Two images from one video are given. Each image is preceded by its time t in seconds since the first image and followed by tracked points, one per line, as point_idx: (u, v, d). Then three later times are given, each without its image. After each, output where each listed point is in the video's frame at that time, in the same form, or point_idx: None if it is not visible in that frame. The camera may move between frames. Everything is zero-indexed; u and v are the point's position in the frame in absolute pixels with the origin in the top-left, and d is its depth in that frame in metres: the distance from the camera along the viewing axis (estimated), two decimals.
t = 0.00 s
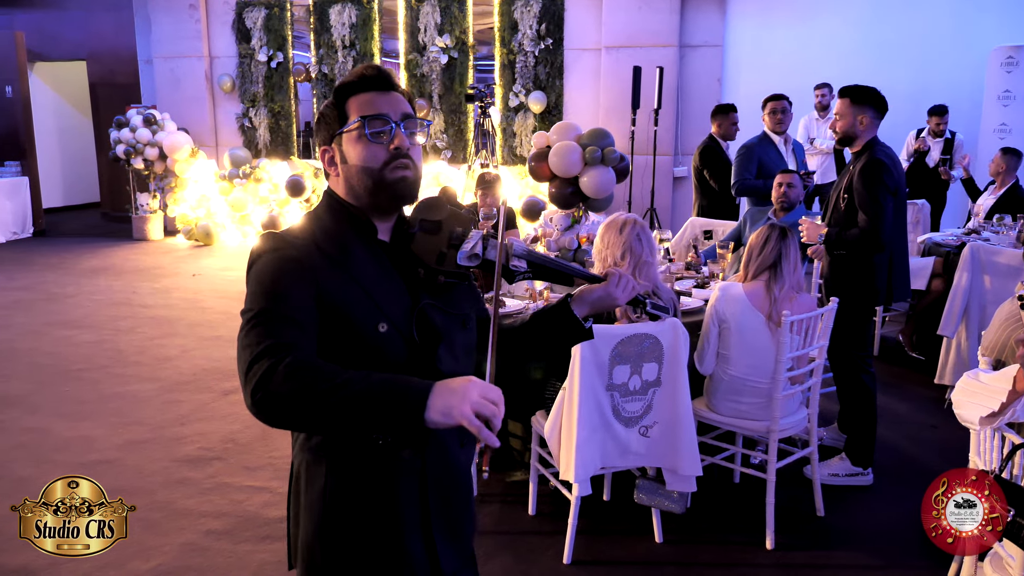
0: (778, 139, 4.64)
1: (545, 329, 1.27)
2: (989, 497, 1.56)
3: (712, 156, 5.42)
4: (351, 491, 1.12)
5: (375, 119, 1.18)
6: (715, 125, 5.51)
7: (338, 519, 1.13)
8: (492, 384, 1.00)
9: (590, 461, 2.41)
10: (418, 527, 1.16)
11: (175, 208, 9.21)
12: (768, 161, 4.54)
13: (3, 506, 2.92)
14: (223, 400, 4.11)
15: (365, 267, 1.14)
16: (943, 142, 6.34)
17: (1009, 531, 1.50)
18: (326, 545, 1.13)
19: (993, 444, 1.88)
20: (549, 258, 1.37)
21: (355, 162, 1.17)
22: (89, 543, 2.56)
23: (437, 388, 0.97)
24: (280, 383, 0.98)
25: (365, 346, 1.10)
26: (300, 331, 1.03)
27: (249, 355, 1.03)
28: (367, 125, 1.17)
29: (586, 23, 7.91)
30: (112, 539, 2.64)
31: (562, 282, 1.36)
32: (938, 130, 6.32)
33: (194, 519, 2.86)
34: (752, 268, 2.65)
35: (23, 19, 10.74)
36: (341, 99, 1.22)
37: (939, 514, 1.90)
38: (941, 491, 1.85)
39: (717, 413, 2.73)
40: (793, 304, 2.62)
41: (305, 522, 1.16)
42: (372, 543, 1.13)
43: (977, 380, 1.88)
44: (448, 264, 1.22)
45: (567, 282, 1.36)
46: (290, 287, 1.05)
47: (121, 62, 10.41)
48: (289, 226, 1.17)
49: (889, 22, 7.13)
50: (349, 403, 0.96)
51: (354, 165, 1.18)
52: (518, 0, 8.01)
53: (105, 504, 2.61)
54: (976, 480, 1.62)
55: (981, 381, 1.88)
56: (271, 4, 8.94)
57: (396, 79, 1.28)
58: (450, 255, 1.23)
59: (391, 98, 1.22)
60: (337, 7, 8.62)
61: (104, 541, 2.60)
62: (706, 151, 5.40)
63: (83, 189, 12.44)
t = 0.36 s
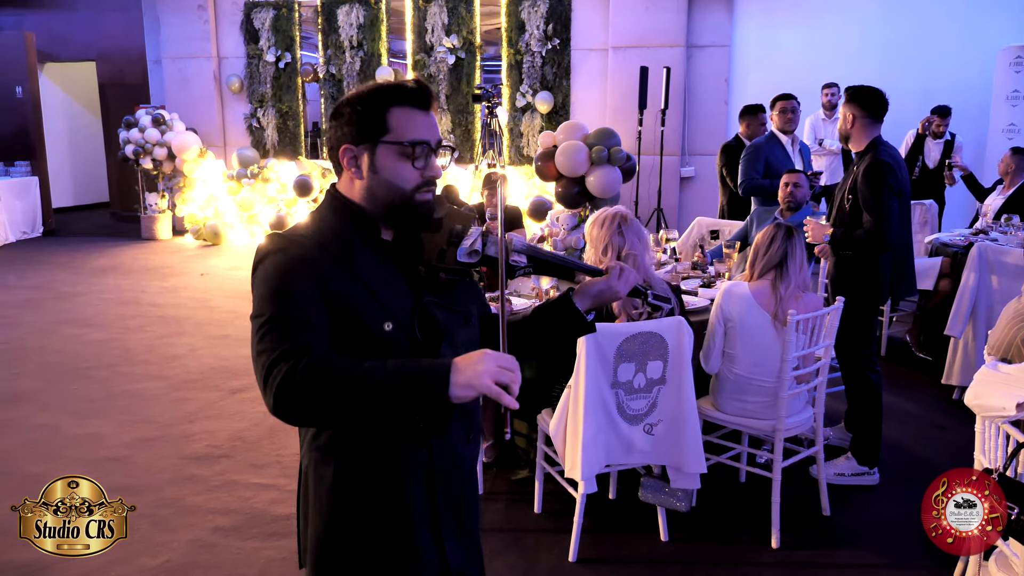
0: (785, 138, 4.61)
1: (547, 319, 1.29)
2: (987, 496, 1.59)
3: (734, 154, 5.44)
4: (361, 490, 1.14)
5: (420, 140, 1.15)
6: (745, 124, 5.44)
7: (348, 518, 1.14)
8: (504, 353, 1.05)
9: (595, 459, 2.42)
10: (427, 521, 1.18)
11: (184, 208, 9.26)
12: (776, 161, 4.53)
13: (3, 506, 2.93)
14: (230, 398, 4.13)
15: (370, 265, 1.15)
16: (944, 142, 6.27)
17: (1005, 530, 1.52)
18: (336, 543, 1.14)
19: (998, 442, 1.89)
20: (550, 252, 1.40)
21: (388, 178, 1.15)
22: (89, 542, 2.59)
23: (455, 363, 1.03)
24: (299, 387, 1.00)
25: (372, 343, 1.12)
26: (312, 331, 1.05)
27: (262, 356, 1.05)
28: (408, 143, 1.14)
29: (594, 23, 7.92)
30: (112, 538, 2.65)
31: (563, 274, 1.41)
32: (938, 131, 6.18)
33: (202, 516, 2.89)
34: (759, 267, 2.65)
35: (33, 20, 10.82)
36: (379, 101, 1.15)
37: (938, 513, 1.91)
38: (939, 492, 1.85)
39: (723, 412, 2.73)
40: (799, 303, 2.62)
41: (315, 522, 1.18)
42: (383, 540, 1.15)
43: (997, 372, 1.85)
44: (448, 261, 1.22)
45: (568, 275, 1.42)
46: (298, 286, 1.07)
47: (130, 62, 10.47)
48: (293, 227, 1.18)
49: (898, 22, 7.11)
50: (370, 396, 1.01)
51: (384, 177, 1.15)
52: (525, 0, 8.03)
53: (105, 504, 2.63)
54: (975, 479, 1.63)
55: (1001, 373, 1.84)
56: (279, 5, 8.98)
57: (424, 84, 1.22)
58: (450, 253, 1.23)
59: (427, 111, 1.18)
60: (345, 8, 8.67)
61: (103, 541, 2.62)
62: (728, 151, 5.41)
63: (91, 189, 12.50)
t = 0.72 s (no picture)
0: (794, 140, 4.60)
1: (561, 339, 1.33)
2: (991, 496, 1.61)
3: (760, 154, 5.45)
4: (364, 497, 1.16)
5: (436, 163, 1.17)
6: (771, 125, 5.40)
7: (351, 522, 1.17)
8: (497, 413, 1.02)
9: (601, 460, 2.43)
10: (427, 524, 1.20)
11: (194, 209, 9.32)
12: (784, 162, 4.53)
13: (3, 506, 2.94)
14: (240, 398, 4.16)
15: (383, 277, 1.17)
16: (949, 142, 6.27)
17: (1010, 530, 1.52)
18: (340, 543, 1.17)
19: (1004, 445, 1.90)
20: (563, 268, 1.39)
21: (399, 197, 1.18)
22: (89, 543, 2.62)
23: (449, 418, 1.01)
24: (301, 404, 1.04)
25: (380, 354, 1.14)
26: (319, 344, 1.07)
27: (271, 365, 1.08)
28: (425, 165, 1.17)
29: (601, 24, 7.93)
30: (112, 539, 2.67)
31: (573, 289, 1.39)
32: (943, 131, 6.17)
33: (213, 515, 2.91)
34: (765, 268, 2.66)
35: (44, 23, 10.91)
36: (404, 114, 1.19)
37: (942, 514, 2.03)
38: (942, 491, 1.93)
39: (730, 414, 2.73)
40: (806, 305, 2.62)
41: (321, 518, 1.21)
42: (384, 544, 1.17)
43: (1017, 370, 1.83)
44: (461, 274, 1.24)
45: (580, 292, 1.41)
46: (310, 298, 1.09)
47: (140, 64, 10.55)
48: (311, 230, 1.20)
49: (906, 22, 7.10)
50: (372, 420, 1.02)
51: (394, 194, 1.18)
52: (533, 1, 8.04)
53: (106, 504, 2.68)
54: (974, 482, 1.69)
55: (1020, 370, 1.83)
56: (288, 6, 9.02)
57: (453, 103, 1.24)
58: (463, 265, 1.25)
59: (449, 134, 1.21)
60: (354, 10, 8.73)
61: (103, 542, 2.64)
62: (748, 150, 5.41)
63: (102, 190, 12.60)
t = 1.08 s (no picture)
0: (818, 137, 4.53)
1: (585, 350, 1.30)
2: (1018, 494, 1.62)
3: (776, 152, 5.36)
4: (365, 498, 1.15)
5: (411, 135, 1.23)
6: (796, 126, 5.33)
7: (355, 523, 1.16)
8: (455, 430, 0.94)
9: (622, 461, 2.39)
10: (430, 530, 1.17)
11: (217, 208, 9.41)
12: (808, 160, 4.47)
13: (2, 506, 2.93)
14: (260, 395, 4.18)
15: (395, 276, 1.16)
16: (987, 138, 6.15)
17: None
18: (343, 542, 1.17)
19: None
20: (588, 278, 1.34)
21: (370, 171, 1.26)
22: (89, 542, 2.64)
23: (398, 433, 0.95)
24: (281, 394, 1.04)
25: (385, 353, 1.12)
26: (312, 338, 1.08)
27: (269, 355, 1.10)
28: (403, 137, 1.23)
29: (623, 23, 7.89)
30: (114, 539, 2.69)
31: (603, 303, 1.34)
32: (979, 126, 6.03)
33: (233, 511, 2.93)
34: (789, 267, 2.62)
35: (71, 23, 11.07)
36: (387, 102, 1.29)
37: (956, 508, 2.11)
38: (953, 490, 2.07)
39: (752, 416, 2.70)
40: (831, 305, 2.57)
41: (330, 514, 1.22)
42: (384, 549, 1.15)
43: None
44: (482, 277, 1.22)
45: (610, 305, 1.35)
46: (314, 292, 1.09)
47: (165, 64, 10.68)
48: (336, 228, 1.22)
49: (933, 20, 6.99)
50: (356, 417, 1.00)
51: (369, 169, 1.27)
52: None
53: (105, 504, 2.78)
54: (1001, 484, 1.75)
55: None
56: (311, 6, 9.08)
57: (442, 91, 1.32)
58: (483, 269, 1.23)
59: (432, 112, 1.26)
60: (375, 9, 8.76)
61: (104, 541, 2.66)
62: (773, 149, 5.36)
63: (128, 189, 12.78)
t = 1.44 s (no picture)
0: (829, 138, 4.50)
1: (589, 347, 1.30)
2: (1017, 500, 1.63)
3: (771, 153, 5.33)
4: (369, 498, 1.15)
5: (431, 139, 1.20)
6: (783, 124, 5.31)
7: (357, 523, 1.16)
8: (457, 431, 0.96)
9: (628, 464, 2.38)
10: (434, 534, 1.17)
11: (228, 206, 9.45)
12: (818, 161, 4.43)
13: (3, 506, 2.93)
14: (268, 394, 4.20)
15: (402, 275, 1.15)
16: None
17: None
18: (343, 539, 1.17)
19: None
20: (593, 277, 1.35)
21: (401, 181, 1.21)
22: (89, 542, 2.65)
23: (399, 437, 0.96)
24: (279, 391, 1.03)
25: (392, 350, 1.13)
26: (311, 332, 1.07)
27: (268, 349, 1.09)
28: (420, 140, 1.20)
29: (635, 22, 7.87)
30: (113, 540, 2.69)
31: (607, 301, 1.34)
32: None
33: (238, 511, 2.94)
34: (797, 269, 2.60)
35: (85, 22, 11.16)
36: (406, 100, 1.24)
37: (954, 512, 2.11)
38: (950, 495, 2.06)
39: (760, 418, 2.68)
40: (838, 307, 2.55)
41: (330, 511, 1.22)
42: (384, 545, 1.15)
43: None
44: (489, 277, 1.21)
45: (614, 304, 1.35)
46: (318, 287, 1.09)
47: (178, 63, 10.74)
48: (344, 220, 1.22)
49: (949, 22, 6.95)
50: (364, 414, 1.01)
51: (399, 178, 1.22)
52: None
53: (104, 506, 2.82)
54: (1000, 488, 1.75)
55: None
56: (323, 5, 9.10)
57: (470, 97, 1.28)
58: (491, 269, 1.22)
59: (460, 117, 1.23)
60: (387, 8, 8.78)
61: (104, 542, 2.66)
62: (768, 150, 5.32)
63: (140, 187, 12.85)
